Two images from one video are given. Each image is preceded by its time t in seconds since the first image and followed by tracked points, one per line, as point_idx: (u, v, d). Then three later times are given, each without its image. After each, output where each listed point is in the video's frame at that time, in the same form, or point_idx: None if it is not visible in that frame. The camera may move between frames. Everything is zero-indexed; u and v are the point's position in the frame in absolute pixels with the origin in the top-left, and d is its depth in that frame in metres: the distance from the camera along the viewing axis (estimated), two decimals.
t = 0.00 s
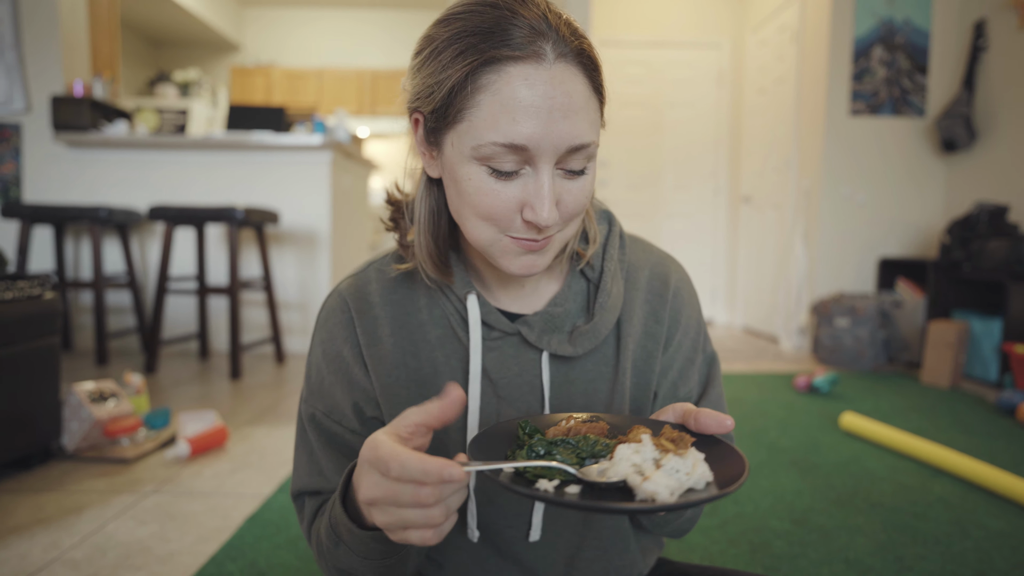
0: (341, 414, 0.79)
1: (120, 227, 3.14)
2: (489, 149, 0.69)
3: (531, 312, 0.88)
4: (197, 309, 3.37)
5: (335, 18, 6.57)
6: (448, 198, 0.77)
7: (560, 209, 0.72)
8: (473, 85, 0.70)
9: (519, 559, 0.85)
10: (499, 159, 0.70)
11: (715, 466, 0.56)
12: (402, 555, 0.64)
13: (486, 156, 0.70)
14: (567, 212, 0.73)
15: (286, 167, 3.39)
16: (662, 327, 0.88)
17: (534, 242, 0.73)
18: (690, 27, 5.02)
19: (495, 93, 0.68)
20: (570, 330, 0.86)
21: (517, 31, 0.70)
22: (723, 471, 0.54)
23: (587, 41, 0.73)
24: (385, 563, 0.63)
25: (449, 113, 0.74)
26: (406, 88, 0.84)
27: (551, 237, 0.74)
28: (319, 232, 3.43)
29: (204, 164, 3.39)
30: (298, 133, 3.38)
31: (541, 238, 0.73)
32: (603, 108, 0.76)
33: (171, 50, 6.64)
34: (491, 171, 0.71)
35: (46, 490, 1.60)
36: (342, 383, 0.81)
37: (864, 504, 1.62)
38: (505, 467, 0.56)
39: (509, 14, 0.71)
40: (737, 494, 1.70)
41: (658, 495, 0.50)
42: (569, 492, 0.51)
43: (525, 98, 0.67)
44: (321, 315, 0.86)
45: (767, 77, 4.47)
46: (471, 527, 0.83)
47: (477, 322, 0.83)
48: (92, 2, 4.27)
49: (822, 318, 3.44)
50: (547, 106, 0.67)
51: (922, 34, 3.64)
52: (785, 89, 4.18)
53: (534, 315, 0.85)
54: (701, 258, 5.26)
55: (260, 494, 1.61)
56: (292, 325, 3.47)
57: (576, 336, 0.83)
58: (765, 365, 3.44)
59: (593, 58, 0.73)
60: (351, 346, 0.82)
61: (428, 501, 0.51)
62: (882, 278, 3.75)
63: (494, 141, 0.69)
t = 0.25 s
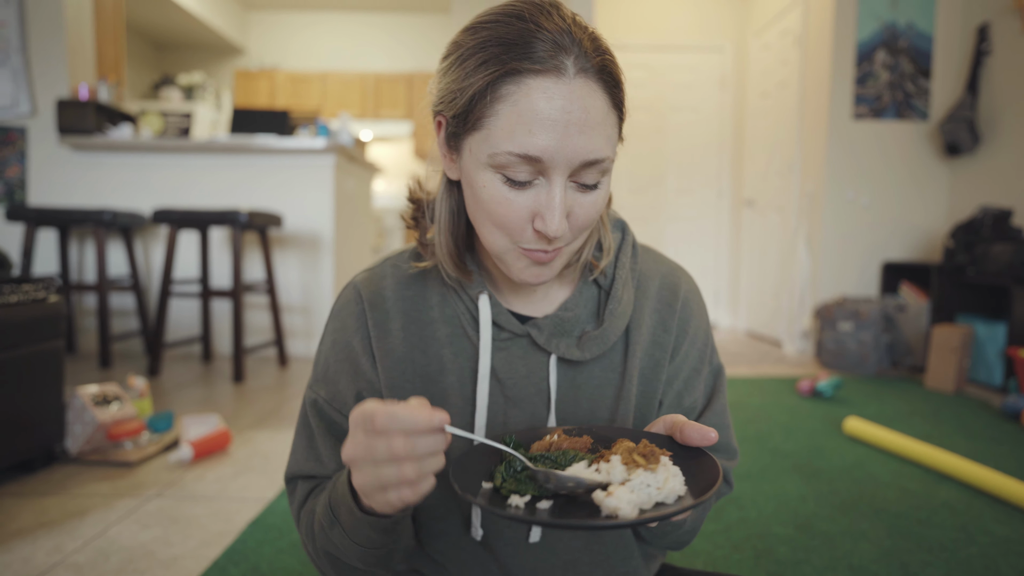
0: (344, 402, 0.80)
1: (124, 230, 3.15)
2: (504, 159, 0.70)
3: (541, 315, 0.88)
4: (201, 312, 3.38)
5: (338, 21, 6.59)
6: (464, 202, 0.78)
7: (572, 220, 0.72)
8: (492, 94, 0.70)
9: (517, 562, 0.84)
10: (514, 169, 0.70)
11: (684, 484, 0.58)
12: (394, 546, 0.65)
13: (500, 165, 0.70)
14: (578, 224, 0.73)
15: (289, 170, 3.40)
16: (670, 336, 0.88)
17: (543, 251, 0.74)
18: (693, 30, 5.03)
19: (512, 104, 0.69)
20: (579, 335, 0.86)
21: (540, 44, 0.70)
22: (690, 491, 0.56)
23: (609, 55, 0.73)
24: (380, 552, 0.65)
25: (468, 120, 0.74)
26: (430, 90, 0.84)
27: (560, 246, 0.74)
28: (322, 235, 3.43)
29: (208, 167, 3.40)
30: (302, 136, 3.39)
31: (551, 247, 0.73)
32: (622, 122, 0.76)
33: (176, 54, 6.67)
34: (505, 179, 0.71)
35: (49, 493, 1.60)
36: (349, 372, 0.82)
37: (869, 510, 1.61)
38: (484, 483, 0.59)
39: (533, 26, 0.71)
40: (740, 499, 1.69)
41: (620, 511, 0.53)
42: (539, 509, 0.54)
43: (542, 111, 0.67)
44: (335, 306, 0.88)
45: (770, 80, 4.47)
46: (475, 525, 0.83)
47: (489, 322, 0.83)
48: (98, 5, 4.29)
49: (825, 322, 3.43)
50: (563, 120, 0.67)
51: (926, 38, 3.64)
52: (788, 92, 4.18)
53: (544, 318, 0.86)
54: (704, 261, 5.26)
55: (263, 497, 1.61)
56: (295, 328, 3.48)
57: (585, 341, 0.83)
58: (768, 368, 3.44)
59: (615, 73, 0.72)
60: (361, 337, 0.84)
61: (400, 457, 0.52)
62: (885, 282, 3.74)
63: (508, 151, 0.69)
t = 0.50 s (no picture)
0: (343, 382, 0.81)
1: (127, 233, 3.16)
2: (509, 165, 0.70)
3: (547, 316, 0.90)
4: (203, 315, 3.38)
5: (341, 26, 6.62)
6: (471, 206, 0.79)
7: (574, 229, 0.73)
8: (501, 101, 0.71)
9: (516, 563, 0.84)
10: (519, 176, 0.71)
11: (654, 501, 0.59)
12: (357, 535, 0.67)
13: (506, 171, 0.71)
14: (581, 233, 0.73)
15: (292, 174, 3.41)
16: (675, 340, 0.88)
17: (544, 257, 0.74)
18: (696, 34, 5.04)
19: (521, 112, 0.69)
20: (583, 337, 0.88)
21: (551, 53, 0.70)
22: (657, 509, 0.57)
23: (621, 67, 0.73)
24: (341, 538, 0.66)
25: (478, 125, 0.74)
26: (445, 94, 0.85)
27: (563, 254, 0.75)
28: (325, 239, 3.44)
29: (212, 170, 3.41)
30: (305, 139, 3.40)
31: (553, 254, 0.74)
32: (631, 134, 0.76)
33: (180, 58, 6.69)
34: (510, 185, 0.72)
35: (52, 496, 1.61)
36: (353, 355, 0.84)
37: (872, 514, 1.60)
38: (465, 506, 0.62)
39: (546, 36, 0.71)
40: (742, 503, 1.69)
41: (576, 534, 0.53)
42: (508, 533, 0.56)
43: (549, 120, 0.68)
44: (346, 294, 0.90)
45: (772, 84, 4.47)
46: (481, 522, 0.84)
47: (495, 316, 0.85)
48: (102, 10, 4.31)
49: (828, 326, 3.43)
50: (569, 130, 0.67)
51: (928, 41, 3.64)
52: (791, 96, 4.18)
53: (549, 317, 0.87)
54: (706, 264, 5.25)
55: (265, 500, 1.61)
56: (297, 331, 3.48)
57: (588, 342, 0.84)
58: (771, 372, 3.43)
59: (625, 86, 0.72)
60: (368, 323, 0.86)
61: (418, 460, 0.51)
62: (888, 285, 3.74)
63: (514, 158, 0.69)
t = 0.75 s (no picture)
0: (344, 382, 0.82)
1: (128, 233, 3.16)
2: (515, 162, 0.70)
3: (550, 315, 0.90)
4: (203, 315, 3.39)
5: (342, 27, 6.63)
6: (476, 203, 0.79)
7: (579, 226, 0.73)
8: (508, 98, 0.71)
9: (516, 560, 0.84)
10: (524, 172, 0.71)
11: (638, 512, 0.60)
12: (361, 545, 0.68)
13: (511, 168, 0.71)
14: (585, 230, 0.74)
15: (293, 175, 3.41)
16: (676, 341, 0.88)
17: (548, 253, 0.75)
18: (696, 35, 5.04)
19: (527, 108, 0.69)
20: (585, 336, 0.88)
21: (557, 51, 0.70)
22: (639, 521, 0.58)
23: (627, 65, 0.73)
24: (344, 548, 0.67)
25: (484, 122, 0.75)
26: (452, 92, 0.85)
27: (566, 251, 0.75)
28: (325, 239, 3.44)
29: (213, 171, 3.42)
30: (306, 140, 3.40)
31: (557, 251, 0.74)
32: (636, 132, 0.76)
33: (181, 59, 6.71)
34: (515, 182, 0.72)
35: (52, 495, 1.61)
36: (355, 354, 0.84)
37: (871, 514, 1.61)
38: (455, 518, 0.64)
39: (552, 34, 0.72)
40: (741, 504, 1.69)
41: (557, 549, 0.55)
42: (493, 546, 0.58)
43: (554, 117, 0.68)
44: (350, 291, 0.90)
45: (772, 85, 4.48)
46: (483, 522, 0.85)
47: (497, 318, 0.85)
48: (103, 11, 4.31)
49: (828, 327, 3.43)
50: (574, 127, 0.68)
51: (928, 43, 3.64)
52: (791, 97, 4.18)
53: (551, 317, 0.87)
54: (706, 265, 5.26)
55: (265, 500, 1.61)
56: (297, 332, 3.49)
57: (590, 342, 0.85)
58: (771, 373, 3.43)
59: (631, 83, 0.73)
60: (371, 322, 0.86)
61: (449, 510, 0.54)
62: (887, 286, 3.74)
63: (520, 154, 0.70)
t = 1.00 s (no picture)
0: (340, 381, 0.82)
1: (125, 232, 3.16)
2: (513, 152, 0.70)
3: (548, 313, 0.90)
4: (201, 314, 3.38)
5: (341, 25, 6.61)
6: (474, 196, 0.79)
7: (576, 218, 0.73)
8: (505, 88, 0.71)
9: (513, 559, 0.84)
10: (522, 163, 0.71)
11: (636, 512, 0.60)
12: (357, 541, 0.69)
13: (509, 159, 0.71)
14: (583, 223, 0.73)
15: (290, 173, 3.40)
16: (673, 340, 0.88)
17: (546, 246, 0.74)
18: (695, 35, 5.04)
19: (525, 99, 0.69)
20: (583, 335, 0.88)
21: (556, 42, 0.70)
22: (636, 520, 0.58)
23: (625, 58, 0.73)
24: (341, 543, 0.68)
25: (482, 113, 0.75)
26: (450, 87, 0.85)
27: (564, 244, 0.75)
28: (323, 238, 3.44)
29: (210, 169, 3.41)
30: (303, 139, 3.39)
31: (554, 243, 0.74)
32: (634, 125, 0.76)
33: (178, 57, 6.69)
34: (513, 173, 0.72)
35: (48, 494, 1.60)
36: (351, 353, 0.84)
37: (868, 512, 1.61)
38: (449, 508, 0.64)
39: (551, 27, 0.72)
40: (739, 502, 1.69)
41: (552, 545, 0.54)
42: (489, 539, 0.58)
43: (552, 108, 0.68)
44: (346, 290, 0.90)
45: (770, 84, 4.48)
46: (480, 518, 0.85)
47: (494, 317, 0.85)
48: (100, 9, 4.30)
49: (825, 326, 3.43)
50: (572, 118, 0.68)
51: (926, 42, 3.65)
52: (789, 96, 4.18)
53: (549, 315, 0.87)
54: (704, 264, 5.26)
55: (262, 499, 1.61)
56: (295, 331, 3.49)
57: (588, 341, 0.85)
58: (768, 371, 3.44)
59: (629, 76, 0.73)
60: (367, 321, 0.86)
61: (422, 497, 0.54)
62: (885, 285, 3.75)
63: (517, 145, 0.70)
